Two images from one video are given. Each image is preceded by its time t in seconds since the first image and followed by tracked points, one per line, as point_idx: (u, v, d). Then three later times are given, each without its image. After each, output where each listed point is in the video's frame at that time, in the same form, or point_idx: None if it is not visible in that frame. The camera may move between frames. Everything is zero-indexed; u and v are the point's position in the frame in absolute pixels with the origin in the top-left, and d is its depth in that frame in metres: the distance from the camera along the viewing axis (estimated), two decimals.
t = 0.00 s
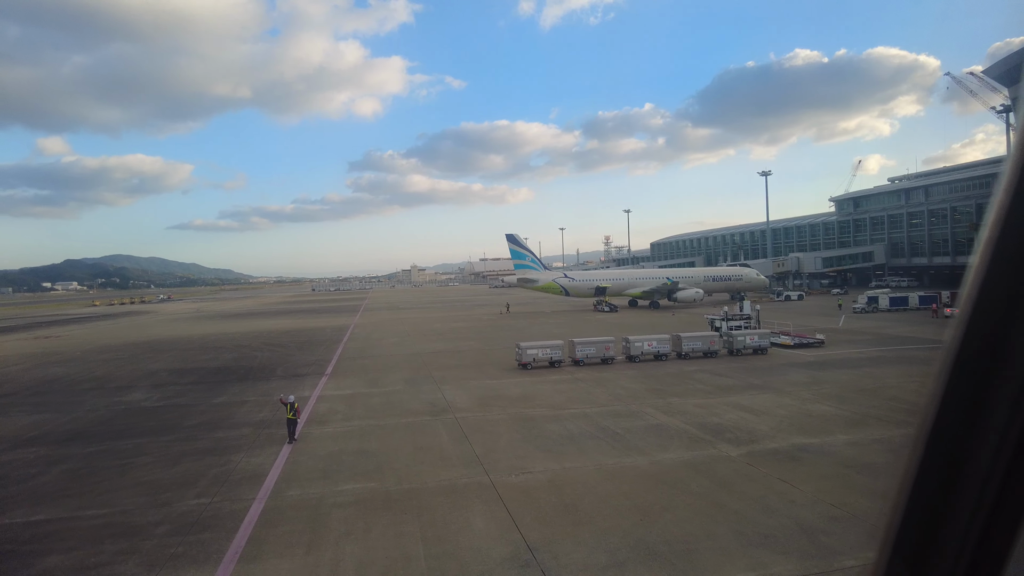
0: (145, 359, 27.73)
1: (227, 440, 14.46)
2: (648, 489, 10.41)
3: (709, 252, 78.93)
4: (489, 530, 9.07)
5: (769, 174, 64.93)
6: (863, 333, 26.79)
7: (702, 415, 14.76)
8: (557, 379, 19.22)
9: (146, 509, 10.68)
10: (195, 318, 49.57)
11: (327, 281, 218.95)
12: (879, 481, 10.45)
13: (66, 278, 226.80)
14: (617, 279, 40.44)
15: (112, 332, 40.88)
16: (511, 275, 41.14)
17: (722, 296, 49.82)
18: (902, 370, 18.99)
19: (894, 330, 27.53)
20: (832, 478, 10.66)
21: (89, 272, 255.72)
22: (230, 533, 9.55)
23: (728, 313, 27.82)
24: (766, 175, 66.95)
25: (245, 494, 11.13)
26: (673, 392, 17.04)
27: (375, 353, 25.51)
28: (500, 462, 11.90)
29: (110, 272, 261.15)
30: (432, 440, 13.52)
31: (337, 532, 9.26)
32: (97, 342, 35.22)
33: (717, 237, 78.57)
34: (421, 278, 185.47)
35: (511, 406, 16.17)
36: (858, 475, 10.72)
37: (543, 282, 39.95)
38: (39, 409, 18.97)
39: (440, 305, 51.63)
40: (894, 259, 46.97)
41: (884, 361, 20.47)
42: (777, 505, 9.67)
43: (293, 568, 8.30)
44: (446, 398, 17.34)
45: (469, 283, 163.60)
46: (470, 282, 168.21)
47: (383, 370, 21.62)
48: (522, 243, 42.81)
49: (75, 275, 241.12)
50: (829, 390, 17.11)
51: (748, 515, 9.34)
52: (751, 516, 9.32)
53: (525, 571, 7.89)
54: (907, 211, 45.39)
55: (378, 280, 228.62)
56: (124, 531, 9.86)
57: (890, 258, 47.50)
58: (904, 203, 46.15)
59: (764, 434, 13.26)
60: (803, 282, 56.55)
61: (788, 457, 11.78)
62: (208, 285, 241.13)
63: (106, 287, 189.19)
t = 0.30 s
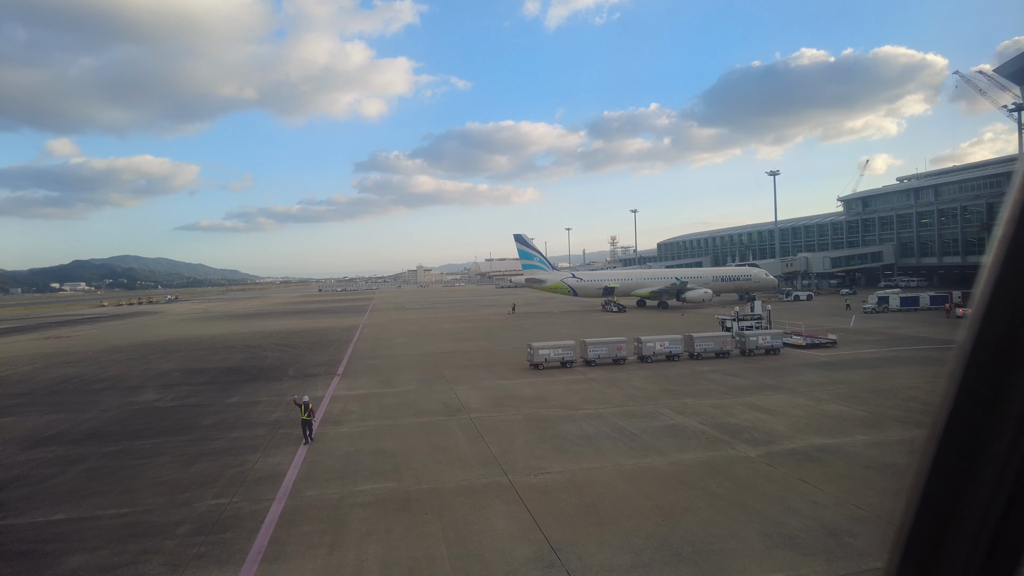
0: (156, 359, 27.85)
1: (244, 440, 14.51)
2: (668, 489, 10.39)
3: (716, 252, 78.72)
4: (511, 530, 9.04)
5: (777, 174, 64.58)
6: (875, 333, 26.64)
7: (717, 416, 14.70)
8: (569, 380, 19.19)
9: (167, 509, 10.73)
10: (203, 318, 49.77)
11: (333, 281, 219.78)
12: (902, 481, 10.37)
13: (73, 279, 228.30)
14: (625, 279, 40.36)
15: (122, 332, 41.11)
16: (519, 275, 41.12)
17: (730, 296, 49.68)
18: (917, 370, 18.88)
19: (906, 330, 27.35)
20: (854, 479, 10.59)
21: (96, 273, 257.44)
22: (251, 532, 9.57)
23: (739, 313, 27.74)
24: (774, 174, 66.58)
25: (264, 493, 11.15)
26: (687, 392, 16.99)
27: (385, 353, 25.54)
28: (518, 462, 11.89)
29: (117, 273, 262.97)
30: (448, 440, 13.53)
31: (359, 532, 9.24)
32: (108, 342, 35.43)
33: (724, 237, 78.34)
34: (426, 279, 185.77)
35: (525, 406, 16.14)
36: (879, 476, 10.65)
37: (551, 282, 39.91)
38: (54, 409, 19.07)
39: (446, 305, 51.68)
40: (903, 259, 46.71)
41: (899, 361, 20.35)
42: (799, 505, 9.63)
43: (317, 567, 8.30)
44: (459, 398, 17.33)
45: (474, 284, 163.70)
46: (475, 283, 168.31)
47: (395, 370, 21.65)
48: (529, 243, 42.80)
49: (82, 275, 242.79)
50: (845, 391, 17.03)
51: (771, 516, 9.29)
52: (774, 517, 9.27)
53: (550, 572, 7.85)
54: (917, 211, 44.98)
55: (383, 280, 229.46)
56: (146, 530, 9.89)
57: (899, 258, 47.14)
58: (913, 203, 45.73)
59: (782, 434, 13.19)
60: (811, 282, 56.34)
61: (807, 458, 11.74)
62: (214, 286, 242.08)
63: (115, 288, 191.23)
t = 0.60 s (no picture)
0: (167, 359, 28.00)
1: (259, 440, 14.56)
2: (688, 490, 10.34)
3: (723, 252, 78.49)
4: (532, 531, 9.02)
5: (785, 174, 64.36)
6: (888, 334, 26.49)
7: (733, 416, 14.63)
8: (582, 380, 19.15)
9: (186, 509, 10.76)
10: (212, 318, 50.03)
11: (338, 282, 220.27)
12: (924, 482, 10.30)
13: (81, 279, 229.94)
14: (633, 279, 40.29)
15: (133, 332, 41.36)
16: (528, 275, 41.15)
17: (738, 296, 49.51)
18: (932, 371, 18.77)
19: (919, 330, 27.18)
20: (875, 480, 10.52)
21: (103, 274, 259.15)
22: (271, 532, 9.58)
23: (750, 313, 27.65)
24: (782, 173, 66.31)
25: (282, 493, 11.15)
26: (702, 393, 16.92)
27: (396, 353, 25.58)
28: (534, 463, 11.87)
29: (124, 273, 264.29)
30: (464, 440, 13.53)
31: (380, 532, 9.23)
32: (119, 342, 35.64)
33: (731, 237, 78.12)
34: (432, 279, 186.07)
35: (539, 406, 16.13)
36: (900, 477, 10.59)
37: (559, 282, 39.92)
38: (68, 409, 19.17)
39: (454, 305, 51.77)
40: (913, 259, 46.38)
41: (913, 362, 20.25)
42: (822, 506, 9.57)
43: (339, 567, 8.30)
44: (473, 398, 17.34)
45: (479, 284, 163.89)
46: (480, 283, 168.49)
47: (406, 370, 21.68)
48: (537, 243, 42.77)
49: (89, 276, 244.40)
50: (860, 391, 16.95)
51: (794, 517, 9.24)
52: (798, 518, 9.21)
53: (574, 573, 7.83)
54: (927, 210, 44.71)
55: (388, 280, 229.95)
56: (167, 530, 9.91)
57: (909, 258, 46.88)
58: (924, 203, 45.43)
59: (799, 435, 13.13)
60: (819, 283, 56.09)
61: (826, 458, 11.69)
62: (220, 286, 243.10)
63: (123, 287, 192.43)
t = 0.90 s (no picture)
0: (179, 359, 28.13)
1: (274, 440, 14.59)
2: (708, 491, 10.28)
3: (730, 252, 78.22)
4: (553, 531, 9.00)
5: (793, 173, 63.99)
6: (901, 334, 26.29)
7: (749, 417, 14.56)
8: (594, 380, 19.10)
9: (206, 508, 10.79)
10: (221, 318, 50.26)
11: (343, 282, 220.73)
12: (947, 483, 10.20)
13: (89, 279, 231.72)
14: (642, 279, 40.20)
15: (144, 332, 41.63)
16: (536, 275, 41.15)
17: (746, 296, 49.38)
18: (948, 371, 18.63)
19: (932, 330, 26.96)
20: (898, 481, 10.42)
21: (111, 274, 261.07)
22: (291, 532, 9.58)
23: (760, 313, 27.56)
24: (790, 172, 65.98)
25: (301, 494, 11.16)
26: (716, 393, 16.84)
27: (407, 353, 25.61)
28: (552, 463, 11.83)
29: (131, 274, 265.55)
30: (479, 441, 13.50)
31: (400, 533, 9.22)
32: (130, 342, 35.87)
33: (738, 237, 77.82)
34: (437, 279, 186.36)
35: (553, 407, 16.08)
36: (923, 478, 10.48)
37: (567, 282, 39.91)
38: (83, 408, 19.28)
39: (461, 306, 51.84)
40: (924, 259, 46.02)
41: (928, 362, 20.09)
42: (845, 508, 9.49)
43: (361, 567, 8.31)
44: (486, 398, 17.32)
45: (484, 284, 163.94)
46: (485, 283, 168.61)
47: (418, 370, 21.69)
48: (545, 243, 42.73)
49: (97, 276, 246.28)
50: (875, 391, 16.85)
51: (817, 518, 9.16)
52: (821, 519, 9.13)
53: (598, 573, 7.81)
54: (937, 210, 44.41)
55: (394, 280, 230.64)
56: (187, 530, 9.95)
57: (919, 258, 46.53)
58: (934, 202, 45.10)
59: (817, 435, 13.03)
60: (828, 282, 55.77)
61: (845, 459, 11.60)
62: (226, 287, 244.35)
63: (130, 288, 193.80)
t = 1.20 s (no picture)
0: (191, 359, 28.29)
1: (291, 440, 14.64)
2: (730, 492, 10.23)
3: (738, 252, 78.00)
4: (576, 532, 8.98)
5: (802, 172, 63.75)
6: (914, 334, 26.12)
7: (767, 417, 14.49)
8: (608, 380, 19.07)
9: (226, 509, 10.83)
10: (231, 318, 50.55)
11: (349, 282, 221.71)
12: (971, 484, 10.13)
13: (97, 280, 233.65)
14: (651, 279, 40.14)
15: (156, 332, 41.92)
16: (544, 275, 41.19)
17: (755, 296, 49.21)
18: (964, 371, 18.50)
19: (946, 330, 26.79)
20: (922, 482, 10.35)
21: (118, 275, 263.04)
22: (313, 532, 9.60)
23: (772, 313, 27.45)
24: (799, 172, 65.66)
25: (321, 494, 11.17)
26: (731, 394, 16.78)
27: (418, 353, 25.66)
28: (570, 463, 11.82)
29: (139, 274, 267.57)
30: (497, 441, 13.50)
31: (423, 533, 9.23)
32: (142, 342, 36.09)
33: (746, 237, 77.59)
34: (442, 280, 186.80)
35: (568, 407, 16.06)
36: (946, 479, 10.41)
37: (576, 283, 39.93)
38: (99, 408, 19.39)
39: (469, 306, 51.91)
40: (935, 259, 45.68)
41: (943, 362, 19.97)
42: (869, 509, 9.42)
43: (386, 567, 8.31)
44: (500, 398, 17.32)
45: (490, 284, 164.15)
46: (491, 284, 168.90)
47: (430, 370, 21.73)
48: (554, 243, 42.73)
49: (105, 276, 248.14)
50: (892, 392, 16.74)
51: (842, 519, 9.10)
52: (846, 520, 9.06)
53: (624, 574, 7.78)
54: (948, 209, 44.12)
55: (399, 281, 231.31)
56: (209, 530, 9.98)
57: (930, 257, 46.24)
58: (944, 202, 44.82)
59: (836, 436, 12.96)
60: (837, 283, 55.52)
61: (867, 460, 11.52)
62: (233, 287, 245.22)
63: (139, 288, 195.78)
